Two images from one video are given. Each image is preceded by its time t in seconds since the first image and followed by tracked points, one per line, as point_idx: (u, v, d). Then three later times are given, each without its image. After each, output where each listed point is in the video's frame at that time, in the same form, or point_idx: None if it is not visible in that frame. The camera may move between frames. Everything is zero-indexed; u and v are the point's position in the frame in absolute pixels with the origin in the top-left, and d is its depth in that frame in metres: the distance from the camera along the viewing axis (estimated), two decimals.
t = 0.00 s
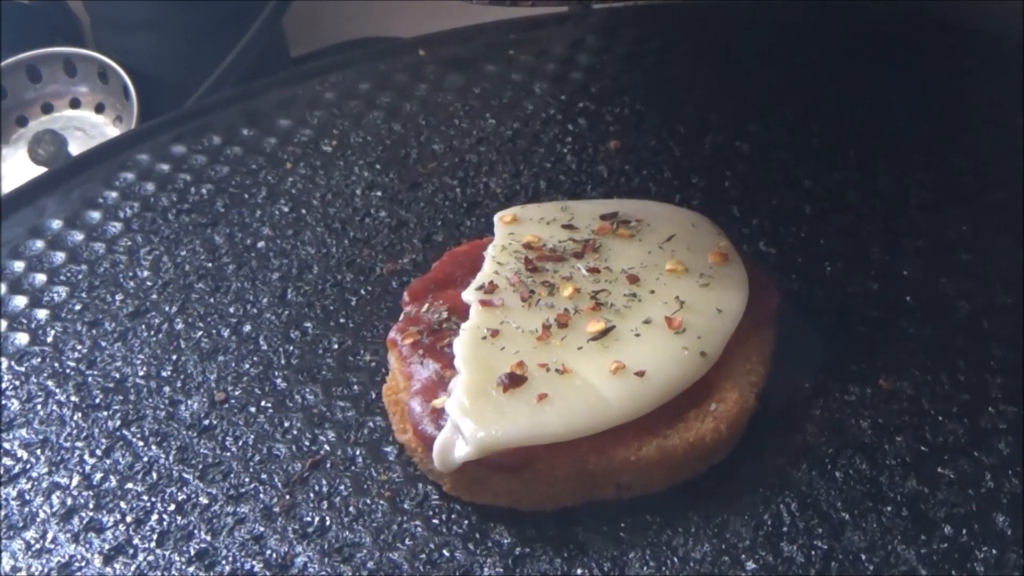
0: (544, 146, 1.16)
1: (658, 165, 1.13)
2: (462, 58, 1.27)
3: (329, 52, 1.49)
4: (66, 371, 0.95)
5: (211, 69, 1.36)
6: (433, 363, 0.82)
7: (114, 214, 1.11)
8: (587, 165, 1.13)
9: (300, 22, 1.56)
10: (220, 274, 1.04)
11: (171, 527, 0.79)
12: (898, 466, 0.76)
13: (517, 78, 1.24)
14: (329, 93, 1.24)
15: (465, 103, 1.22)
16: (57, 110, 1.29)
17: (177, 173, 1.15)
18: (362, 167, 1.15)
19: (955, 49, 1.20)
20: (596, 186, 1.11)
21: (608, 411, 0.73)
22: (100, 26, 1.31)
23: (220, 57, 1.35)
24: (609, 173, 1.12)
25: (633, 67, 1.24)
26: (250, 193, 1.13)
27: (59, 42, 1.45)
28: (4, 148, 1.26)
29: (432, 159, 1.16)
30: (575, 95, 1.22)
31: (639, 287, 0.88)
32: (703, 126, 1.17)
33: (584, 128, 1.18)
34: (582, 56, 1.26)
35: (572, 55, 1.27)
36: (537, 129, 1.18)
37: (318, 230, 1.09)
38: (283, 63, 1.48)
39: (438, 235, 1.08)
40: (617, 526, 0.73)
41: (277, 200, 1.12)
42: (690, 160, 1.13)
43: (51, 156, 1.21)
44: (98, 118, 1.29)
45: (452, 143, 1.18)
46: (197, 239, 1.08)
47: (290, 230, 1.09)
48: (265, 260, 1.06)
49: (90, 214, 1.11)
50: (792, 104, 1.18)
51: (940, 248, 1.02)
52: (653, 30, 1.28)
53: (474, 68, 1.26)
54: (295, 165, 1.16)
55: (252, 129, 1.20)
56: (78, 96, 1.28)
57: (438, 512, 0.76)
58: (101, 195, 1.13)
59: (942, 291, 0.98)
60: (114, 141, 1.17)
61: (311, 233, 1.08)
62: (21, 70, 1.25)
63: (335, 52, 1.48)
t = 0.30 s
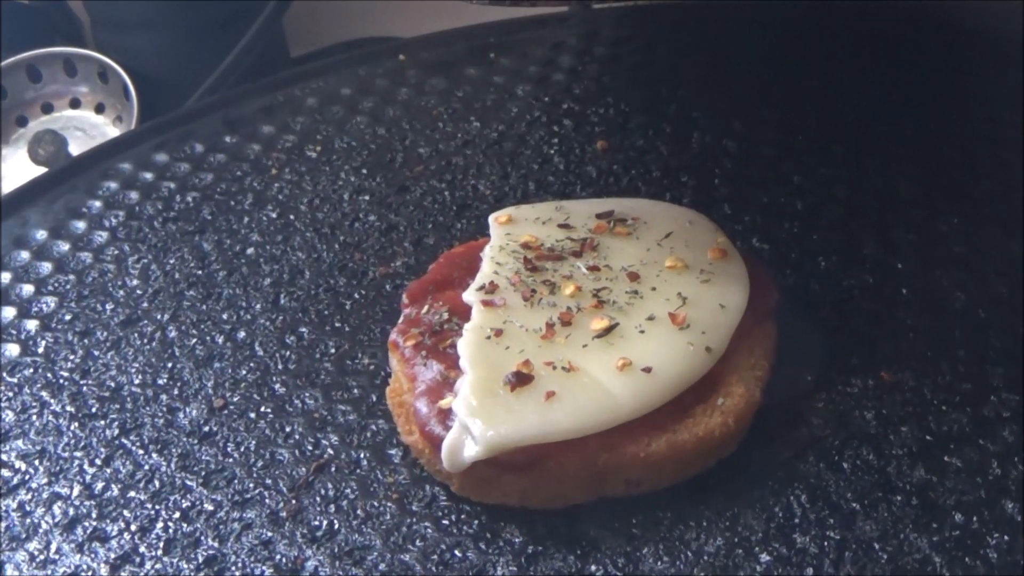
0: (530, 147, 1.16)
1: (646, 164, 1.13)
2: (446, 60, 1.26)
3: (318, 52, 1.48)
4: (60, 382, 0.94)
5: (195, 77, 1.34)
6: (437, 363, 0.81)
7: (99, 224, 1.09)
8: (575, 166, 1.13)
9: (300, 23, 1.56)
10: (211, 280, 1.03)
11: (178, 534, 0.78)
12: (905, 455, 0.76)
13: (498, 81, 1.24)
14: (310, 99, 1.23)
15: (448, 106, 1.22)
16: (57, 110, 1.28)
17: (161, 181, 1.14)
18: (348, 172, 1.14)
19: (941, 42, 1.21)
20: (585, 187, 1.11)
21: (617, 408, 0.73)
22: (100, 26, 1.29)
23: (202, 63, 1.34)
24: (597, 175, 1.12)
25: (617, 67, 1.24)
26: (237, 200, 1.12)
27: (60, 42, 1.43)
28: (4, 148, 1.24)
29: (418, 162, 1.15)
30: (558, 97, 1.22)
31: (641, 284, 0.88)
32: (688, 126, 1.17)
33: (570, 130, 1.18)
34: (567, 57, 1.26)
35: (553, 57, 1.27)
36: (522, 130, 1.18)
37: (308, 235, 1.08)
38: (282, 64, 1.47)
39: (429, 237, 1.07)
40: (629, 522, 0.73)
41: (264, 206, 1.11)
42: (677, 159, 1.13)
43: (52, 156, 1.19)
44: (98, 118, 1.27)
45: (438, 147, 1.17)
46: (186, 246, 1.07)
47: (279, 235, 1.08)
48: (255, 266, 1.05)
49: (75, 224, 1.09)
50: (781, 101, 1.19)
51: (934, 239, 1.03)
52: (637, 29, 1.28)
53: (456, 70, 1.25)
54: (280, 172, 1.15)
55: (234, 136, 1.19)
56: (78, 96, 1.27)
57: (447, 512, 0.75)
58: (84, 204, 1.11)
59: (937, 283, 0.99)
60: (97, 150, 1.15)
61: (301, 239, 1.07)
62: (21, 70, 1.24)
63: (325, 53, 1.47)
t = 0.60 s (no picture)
0: (516, 151, 1.16)
1: (635, 163, 1.13)
2: (429, 63, 1.25)
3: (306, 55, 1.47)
4: (54, 393, 0.92)
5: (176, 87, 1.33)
6: (441, 364, 0.80)
7: (84, 233, 1.08)
8: (563, 166, 1.13)
9: (300, 25, 1.52)
10: (202, 287, 1.02)
11: (184, 542, 0.77)
12: (911, 445, 0.76)
13: (480, 83, 1.23)
14: (292, 104, 1.22)
15: (431, 109, 1.21)
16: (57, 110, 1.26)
17: (145, 190, 1.12)
18: (334, 177, 1.14)
19: (930, 35, 1.21)
20: (574, 187, 1.11)
21: (626, 404, 0.73)
22: (100, 26, 1.28)
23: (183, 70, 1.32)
24: (585, 174, 1.12)
25: (602, 67, 1.24)
26: (224, 206, 1.11)
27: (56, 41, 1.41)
28: (4, 148, 1.22)
29: (404, 167, 1.15)
30: (541, 98, 1.21)
31: (641, 282, 0.88)
32: (674, 126, 1.17)
33: (556, 131, 1.17)
34: (551, 57, 1.26)
35: (534, 59, 1.26)
36: (507, 132, 1.18)
37: (297, 241, 1.07)
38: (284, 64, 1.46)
39: (420, 240, 1.07)
40: (641, 518, 0.73)
41: (251, 212, 1.10)
42: (666, 159, 1.13)
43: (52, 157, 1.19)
44: (98, 118, 1.26)
45: (423, 150, 1.16)
46: (174, 254, 1.06)
47: (268, 241, 1.07)
48: (246, 272, 1.04)
49: (60, 233, 1.07)
50: (771, 96, 1.19)
51: (929, 232, 1.03)
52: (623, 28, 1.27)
53: (437, 74, 1.25)
54: (265, 178, 1.14)
55: (217, 143, 1.17)
56: (78, 96, 1.25)
57: (456, 513, 0.75)
58: (67, 213, 1.09)
59: (932, 275, 1.00)
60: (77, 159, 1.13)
61: (291, 244, 1.06)
62: (21, 70, 1.22)
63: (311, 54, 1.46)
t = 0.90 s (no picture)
0: (501, 154, 1.15)
1: (623, 163, 1.13)
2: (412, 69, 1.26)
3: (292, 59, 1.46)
4: (49, 403, 0.91)
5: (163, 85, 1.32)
6: (445, 365, 0.80)
7: (70, 243, 1.06)
8: (551, 168, 1.13)
9: (301, 23, 1.51)
10: (193, 294, 1.01)
11: (191, 549, 0.76)
12: (916, 435, 0.77)
13: (463, 87, 1.23)
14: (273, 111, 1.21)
15: (415, 114, 1.20)
16: (57, 110, 1.25)
17: (130, 199, 1.11)
18: (321, 182, 1.13)
19: (915, 32, 1.22)
20: (564, 188, 1.11)
21: (634, 401, 0.73)
22: (99, 25, 1.27)
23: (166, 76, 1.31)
24: (575, 175, 1.12)
25: (583, 69, 1.23)
26: (211, 212, 1.10)
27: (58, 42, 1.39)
28: (4, 148, 1.20)
29: (391, 171, 1.14)
30: (526, 100, 1.21)
31: (642, 279, 0.89)
32: (661, 125, 1.16)
33: (542, 133, 1.17)
34: (533, 60, 1.25)
35: (517, 61, 1.26)
36: (493, 134, 1.18)
37: (287, 246, 1.06)
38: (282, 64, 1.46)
39: (412, 243, 1.06)
40: (652, 513, 0.73)
41: (239, 218, 1.09)
42: (654, 158, 1.13)
43: (52, 157, 1.18)
44: (98, 118, 1.25)
45: (410, 154, 1.16)
46: (163, 261, 1.05)
47: (258, 247, 1.06)
48: (237, 278, 1.03)
49: (45, 244, 1.06)
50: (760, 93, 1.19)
51: (922, 224, 1.04)
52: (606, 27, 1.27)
53: (421, 80, 1.24)
54: (252, 184, 1.13)
55: (200, 150, 1.16)
56: (78, 96, 1.24)
57: (465, 513, 0.74)
58: (52, 223, 1.08)
59: (927, 267, 1.00)
60: (59, 170, 1.12)
61: (281, 250, 1.06)
62: (21, 70, 1.21)
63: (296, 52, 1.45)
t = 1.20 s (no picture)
0: (488, 156, 1.15)
1: (611, 163, 1.13)
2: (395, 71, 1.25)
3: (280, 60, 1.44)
4: (44, 413, 0.90)
5: (157, 85, 1.30)
6: (450, 366, 0.80)
7: (56, 252, 1.05)
8: (540, 169, 1.13)
9: (301, 20, 1.53)
10: (185, 302, 1.00)
11: (199, 555, 0.76)
12: (920, 425, 0.77)
13: (446, 90, 1.22)
14: (257, 117, 1.19)
15: (399, 118, 1.19)
16: (57, 111, 1.23)
17: (115, 207, 1.09)
18: (308, 187, 1.12)
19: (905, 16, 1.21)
20: (553, 188, 1.11)
21: (642, 397, 0.73)
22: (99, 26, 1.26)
23: (157, 77, 1.29)
24: (564, 175, 1.12)
25: (565, 70, 1.23)
26: (198, 219, 1.09)
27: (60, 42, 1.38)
28: (4, 148, 1.19)
29: (378, 175, 1.13)
30: (509, 103, 1.21)
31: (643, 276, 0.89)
32: (647, 125, 1.17)
33: (528, 135, 1.16)
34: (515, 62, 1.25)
35: (499, 64, 1.25)
36: (478, 136, 1.17)
37: (277, 251, 1.05)
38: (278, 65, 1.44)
39: (403, 246, 1.06)
40: (662, 508, 0.72)
41: (227, 225, 1.08)
42: (642, 158, 1.13)
43: (52, 158, 1.16)
44: (97, 118, 1.23)
45: (396, 158, 1.15)
46: (151, 269, 1.04)
47: (247, 253, 1.05)
48: (228, 285, 1.02)
49: (31, 254, 1.04)
50: (749, 87, 1.19)
51: (916, 216, 1.04)
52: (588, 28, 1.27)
53: (403, 84, 1.23)
54: (238, 190, 1.12)
55: (184, 158, 1.14)
56: (78, 97, 1.23)
57: (475, 513, 0.74)
58: (37, 233, 1.06)
59: (921, 259, 1.01)
60: (41, 178, 1.10)
61: (271, 256, 1.05)
62: (21, 70, 1.19)
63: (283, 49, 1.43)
